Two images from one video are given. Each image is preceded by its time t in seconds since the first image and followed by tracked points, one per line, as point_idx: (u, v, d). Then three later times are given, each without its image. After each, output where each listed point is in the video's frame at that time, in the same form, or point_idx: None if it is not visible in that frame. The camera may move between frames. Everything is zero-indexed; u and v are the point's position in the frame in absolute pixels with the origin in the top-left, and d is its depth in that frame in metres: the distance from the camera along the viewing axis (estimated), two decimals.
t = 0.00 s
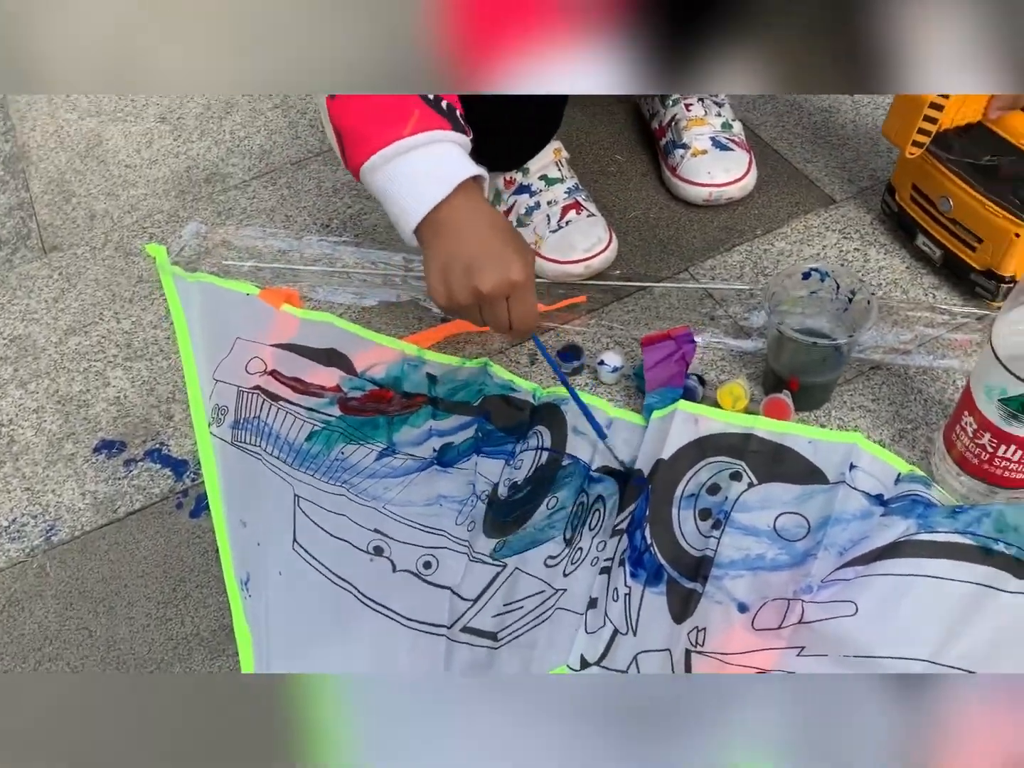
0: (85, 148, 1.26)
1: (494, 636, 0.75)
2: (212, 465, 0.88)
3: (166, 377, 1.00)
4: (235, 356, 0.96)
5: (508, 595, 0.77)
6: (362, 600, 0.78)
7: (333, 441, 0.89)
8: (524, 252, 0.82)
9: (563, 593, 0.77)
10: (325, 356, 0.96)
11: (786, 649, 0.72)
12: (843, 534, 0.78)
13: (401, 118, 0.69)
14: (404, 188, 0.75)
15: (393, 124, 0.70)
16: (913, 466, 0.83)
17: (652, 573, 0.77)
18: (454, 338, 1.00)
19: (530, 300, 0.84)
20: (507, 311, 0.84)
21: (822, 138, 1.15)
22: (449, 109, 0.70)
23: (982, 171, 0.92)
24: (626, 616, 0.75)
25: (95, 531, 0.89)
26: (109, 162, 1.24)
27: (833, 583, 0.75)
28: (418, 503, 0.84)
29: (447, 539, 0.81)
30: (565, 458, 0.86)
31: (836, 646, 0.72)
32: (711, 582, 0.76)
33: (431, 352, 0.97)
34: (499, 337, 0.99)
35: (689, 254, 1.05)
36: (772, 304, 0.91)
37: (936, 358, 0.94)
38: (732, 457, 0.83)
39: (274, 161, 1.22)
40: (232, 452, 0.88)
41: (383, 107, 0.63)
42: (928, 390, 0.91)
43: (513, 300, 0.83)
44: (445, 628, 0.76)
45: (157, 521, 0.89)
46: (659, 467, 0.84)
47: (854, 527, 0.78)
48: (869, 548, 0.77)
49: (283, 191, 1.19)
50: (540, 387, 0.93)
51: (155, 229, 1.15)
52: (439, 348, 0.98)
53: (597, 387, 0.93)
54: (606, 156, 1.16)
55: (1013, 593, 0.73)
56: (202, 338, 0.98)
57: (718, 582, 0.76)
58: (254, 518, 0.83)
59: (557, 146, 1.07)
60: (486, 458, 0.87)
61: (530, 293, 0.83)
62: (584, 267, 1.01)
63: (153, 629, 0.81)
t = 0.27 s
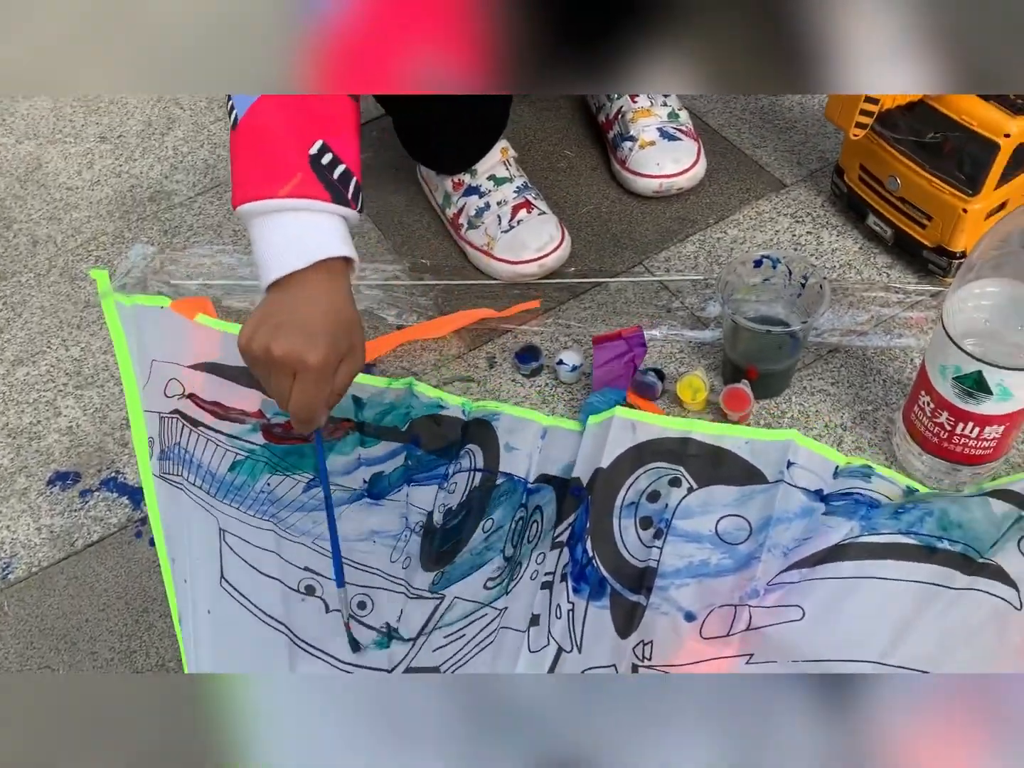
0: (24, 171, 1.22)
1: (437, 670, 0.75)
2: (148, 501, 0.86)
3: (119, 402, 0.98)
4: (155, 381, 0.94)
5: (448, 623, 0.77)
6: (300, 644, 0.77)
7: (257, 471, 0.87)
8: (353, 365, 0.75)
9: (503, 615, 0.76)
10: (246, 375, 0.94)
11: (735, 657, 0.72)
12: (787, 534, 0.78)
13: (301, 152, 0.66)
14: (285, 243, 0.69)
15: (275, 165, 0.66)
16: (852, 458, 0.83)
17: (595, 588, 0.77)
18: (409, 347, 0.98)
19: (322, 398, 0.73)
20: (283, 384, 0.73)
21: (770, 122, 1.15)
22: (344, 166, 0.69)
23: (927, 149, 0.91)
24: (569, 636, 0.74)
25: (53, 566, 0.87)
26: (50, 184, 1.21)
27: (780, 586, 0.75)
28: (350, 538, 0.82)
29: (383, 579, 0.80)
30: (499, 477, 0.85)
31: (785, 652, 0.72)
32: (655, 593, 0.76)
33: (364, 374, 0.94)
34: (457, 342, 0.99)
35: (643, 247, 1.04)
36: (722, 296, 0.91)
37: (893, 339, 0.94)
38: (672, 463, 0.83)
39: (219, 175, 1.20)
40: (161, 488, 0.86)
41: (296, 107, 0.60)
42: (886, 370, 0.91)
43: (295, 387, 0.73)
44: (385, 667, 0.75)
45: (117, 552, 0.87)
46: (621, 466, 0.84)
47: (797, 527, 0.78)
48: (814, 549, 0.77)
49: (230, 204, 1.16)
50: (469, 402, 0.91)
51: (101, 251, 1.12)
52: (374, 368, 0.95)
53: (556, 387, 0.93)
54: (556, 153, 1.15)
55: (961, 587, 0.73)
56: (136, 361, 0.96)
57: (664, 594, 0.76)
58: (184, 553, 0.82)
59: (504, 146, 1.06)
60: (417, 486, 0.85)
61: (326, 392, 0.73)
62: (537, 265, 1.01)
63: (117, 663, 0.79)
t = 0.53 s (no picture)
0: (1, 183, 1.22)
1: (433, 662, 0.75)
2: (140, 507, 0.85)
3: (103, 412, 0.98)
4: (147, 386, 0.94)
5: (442, 617, 0.77)
6: (296, 642, 0.77)
7: (253, 474, 0.87)
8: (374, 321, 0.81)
9: (498, 609, 0.76)
10: (241, 380, 0.95)
11: (728, 646, 0.73)
12: (775, 521, 0.78)
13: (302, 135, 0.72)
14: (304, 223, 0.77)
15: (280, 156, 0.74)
16: (838, 442, 0.84)
17: (588, 581, 0.77)
18: (394, 347, 0.98)
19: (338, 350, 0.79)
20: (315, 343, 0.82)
21: (746, 112, 1.16)
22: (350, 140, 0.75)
23: (902, 134, 0.92)
24: (563, 629, 0.75)
25: (42, 578, 0.86)
26: (27, 194, 1.20)
27: (769, 573, 0.76)
28: (344, 535, 0.83)
29: (376, 572, 0.80)
30: (490, 471, 0.85)
31: (776, 638, 0.72)
32: (646, 585, 0.76)
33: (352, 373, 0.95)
34: (442, 341, 0.99)
35: (624, 239, 1.05)
36: (705, 288, 0.92)
37: (874, 323, 0.94)
38: (659, 454, 0.84)
39: (197, 180, 1.20)
40: (154, 493, 0.86)
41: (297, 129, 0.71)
42: (869, 355, 0.92)
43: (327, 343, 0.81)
44: (380, 663, 0.75)
45: (106, 562, 0.86)
46: (610, 459, 0.84)
47: (785, 513, 0.79)
48: (803, 535, 0.77)
49: (209, 210, 1.16)
50: (459, 400, 0.92)
51: (81, 260, 1.12)
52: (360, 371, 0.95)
53: (542, 382, 0.93)
54: (534, 148, 1.15)
55: (948, 568, 0.74)
56: (127, 367, 0.96)
57: (656, 585, 0.76)
58: (180, 558, 0.82)
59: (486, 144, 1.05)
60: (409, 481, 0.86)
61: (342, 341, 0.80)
62: (520, 262, 1.01)
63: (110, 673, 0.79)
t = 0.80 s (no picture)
0: None
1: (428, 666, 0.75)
2: (137, 515, 0.86)
3: (98, 420, 0.98)
4: (142, 395, 0.94)
5: (437, 621, 0.77)
6: (292, 647, 0.77)
7: (248, 480, 0.88)
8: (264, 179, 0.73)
9: (493, 612, 0.77)
10: (235, 387, 0.95)
11: (721, 645, 0.73)
12: (767, 521, 0.79)
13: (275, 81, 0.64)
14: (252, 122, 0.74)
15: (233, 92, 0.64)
16: (829, 441, 0.84)
17: (581, 583, 0.77)
18: (387, 352, 0.99)
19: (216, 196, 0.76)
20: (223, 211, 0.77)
21: (736, 113, 1.16)
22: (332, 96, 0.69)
23: (889, 133, 0.92)
24: (557, 631, 0.75)
25: (39, 587, 0.87)
26: (21, 204, 1.20)
27: (761, 573, 0.76)
28: (339, 540, 0.83)
29: (370, 576, 0.81)
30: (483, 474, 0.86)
31: (769, 637, 0.73)
32: (639, 586, 0.77)
33: (346, 378, 0.96)
34: (435, 345, 0.99)
35: (615, 241, 1.05)
36: (694, 288, 0.92)
37: (864, 322, 0.95)
38: (651, 455, 0.84)
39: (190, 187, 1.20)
40: (149, 500, 0.87)
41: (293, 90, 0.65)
42: (859, 354, 0.92)
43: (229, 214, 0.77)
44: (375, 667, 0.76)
45: (103, 570, 0.87)
46: (602, 461, 0.84)
47: (777, 512, 0.79)
48: (794, 534, 0.78)
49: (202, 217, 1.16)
50: (452, 403, 0.92)
51: (74, 270, 1.12)
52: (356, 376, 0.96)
53: (534, 385, 0.94)
54: (525, 151, 1.16)
55: (938, 565, 0.74)
56: (122, 376, 0.96)
57: (648, 586, 0.77)
58: (176, 565, 0.82)
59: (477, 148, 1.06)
60: (402, 485, 0.86)
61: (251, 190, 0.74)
62: (512, 266, 1.01)
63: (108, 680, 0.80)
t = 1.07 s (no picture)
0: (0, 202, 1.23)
1: (436, 670, 0.76)
2: (145, 523, 0.86)
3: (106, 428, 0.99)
4: (149, 403, 0.95)
5: (444, 625, 0.78)
6: (301, 652, 0.78)
7: (256, 487, 0.88)
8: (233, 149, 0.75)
9: (500, 617, 0.77)
10: (241, 393, 0.96)
11: (728, 648, 0.73)
12: (774, 523, 0.79)
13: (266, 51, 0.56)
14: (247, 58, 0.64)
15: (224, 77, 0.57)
16: (834, 443, 0.84)
17: (588, 586, 0.78)
18: (393, 357, 0.99)
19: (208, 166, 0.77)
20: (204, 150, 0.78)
21: (738, 115, 1.16)
22: None
23: (892, 134, 0.92)
24: (564, 635, 0.75)
25: (48, 594, 0.87)
26: (27, 213, 1.21)
27: (768, 575, 0.76)
28: (347, 546, 0.84)
29: (378, 581, 0.81)
30: (489, 478, 0.86)
31: (776, 640, 0.73)
32: (646, 590, 0.77)
33: (351, 383, 0.96)
34: (440, 350, 1.00)
35: (619, 245, 1.05)
36: (699, 291, 0.92)
37: (869, 323, 0.95)
38: (656, 458, 0.84)
39: (195, 194, 1.20)
40: (158, 507, 0.87)
41: None
42: (864, 355, 0.92)
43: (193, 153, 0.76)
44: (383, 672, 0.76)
45: (111, 577, 0.87)
46: (608, 465, 0.84)
47: (783, 515, 0.79)
48: (801, 536, 0.78)
49: (207, 224, 1.17)
50: (458, 408, 0.93)
51: (81, 278, 1.12)
52: (361, 382, 0.96)
53: (539, 389, 0.94)
54: (528, 156, 1.16)
55: (945, 566, 0.74)
56: (129, 384, 0.96)
57: (655, 589, 0.77)
58: (185, 572, 0.83)
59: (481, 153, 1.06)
60: (409, 490, 0.87)
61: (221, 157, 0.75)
62: (517, 272, 1.02)
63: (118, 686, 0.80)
